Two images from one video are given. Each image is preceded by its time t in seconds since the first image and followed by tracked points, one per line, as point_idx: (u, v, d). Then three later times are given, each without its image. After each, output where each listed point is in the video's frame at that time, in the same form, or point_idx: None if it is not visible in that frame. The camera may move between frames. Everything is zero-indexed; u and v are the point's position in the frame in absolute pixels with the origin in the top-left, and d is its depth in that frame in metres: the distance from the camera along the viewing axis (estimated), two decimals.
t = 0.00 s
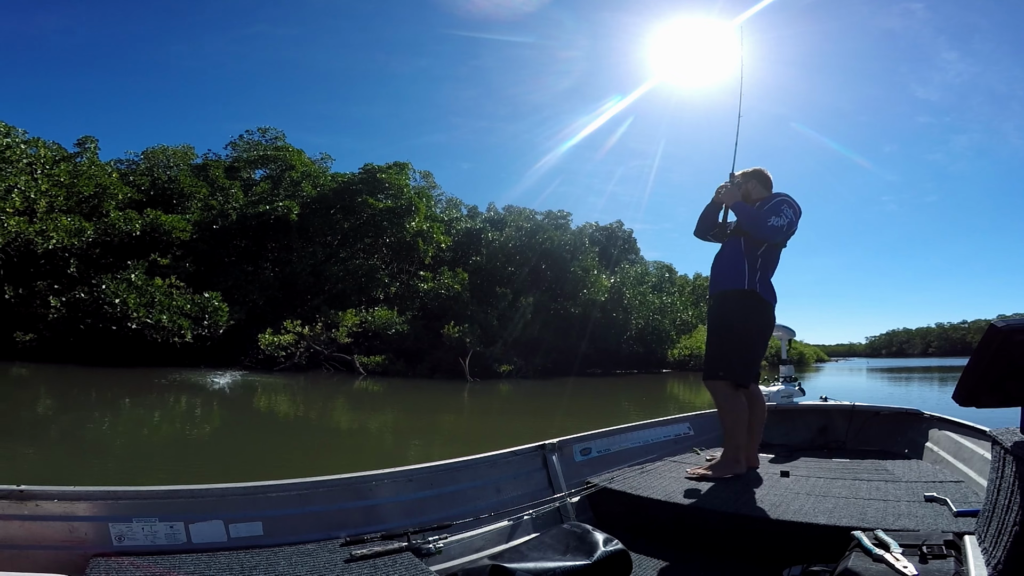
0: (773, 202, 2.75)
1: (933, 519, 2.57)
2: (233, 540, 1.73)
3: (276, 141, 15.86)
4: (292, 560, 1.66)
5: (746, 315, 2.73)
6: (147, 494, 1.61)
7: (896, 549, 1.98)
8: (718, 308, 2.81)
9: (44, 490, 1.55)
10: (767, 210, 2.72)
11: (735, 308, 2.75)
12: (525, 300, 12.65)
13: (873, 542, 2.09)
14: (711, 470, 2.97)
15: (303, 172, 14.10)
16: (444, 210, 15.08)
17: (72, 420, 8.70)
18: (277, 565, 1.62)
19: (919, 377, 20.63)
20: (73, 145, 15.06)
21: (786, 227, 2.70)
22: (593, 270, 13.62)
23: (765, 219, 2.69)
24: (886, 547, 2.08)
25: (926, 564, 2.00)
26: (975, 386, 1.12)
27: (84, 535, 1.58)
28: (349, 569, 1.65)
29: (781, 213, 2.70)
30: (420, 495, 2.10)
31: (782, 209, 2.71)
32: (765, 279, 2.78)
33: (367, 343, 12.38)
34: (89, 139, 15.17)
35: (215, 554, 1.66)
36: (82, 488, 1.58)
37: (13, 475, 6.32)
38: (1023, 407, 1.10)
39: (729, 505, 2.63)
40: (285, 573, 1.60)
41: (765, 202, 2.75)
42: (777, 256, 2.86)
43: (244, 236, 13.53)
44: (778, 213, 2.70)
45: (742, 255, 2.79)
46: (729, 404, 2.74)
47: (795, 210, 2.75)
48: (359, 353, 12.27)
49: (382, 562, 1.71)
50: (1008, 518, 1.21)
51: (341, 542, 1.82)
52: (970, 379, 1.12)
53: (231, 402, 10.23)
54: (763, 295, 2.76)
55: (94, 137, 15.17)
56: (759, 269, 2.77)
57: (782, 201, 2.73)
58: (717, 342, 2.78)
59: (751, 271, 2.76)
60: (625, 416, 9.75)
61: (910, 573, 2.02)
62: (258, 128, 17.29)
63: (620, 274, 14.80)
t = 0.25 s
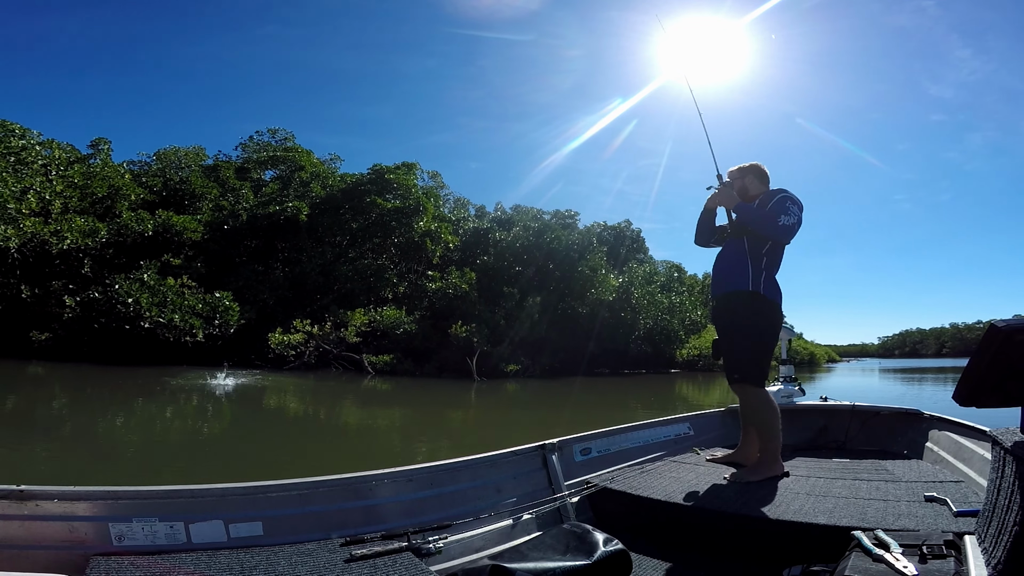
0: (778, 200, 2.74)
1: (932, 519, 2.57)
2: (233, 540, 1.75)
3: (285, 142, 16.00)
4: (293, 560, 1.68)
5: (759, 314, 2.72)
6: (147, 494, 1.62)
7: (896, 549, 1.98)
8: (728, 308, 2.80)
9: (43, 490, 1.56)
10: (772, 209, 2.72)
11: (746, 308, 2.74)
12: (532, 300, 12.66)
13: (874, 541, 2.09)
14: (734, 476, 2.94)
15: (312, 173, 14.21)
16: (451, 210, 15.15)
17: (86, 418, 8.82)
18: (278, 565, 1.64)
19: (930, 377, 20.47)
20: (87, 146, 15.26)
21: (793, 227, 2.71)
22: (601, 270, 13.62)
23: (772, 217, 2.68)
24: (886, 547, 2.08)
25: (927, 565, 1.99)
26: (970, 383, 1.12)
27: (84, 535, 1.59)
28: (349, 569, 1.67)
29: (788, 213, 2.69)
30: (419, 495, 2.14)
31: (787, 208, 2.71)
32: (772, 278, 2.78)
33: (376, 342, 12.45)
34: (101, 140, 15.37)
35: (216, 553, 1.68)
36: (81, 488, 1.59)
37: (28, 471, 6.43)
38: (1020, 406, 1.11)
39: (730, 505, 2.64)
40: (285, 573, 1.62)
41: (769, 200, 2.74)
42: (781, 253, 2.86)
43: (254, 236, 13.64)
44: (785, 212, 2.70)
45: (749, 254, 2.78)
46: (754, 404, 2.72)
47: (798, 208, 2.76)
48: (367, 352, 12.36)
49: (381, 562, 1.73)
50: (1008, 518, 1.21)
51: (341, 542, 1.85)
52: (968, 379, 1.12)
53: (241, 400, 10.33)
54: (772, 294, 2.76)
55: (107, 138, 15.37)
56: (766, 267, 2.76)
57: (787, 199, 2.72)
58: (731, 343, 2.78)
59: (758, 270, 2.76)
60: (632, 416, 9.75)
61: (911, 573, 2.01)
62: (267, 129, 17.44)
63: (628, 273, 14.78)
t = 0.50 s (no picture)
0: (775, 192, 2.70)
1: (933, 519, 2.57)
2: (233, 540, 1.77)
3: (292, 145, 16.13)
4: (293, 560, 1.71)
5: (769, 314, 2.74)
6: (147, 494, 1.65)
7: (896, 549, 1.98)
8: (737, 309, 2.80)
9: (43, 489, 1.58)
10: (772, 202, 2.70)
11: (755, 309, 2.75)
12: (538, 300, 12.62)
13: (874, 542, 2.09)
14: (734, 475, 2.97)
15: (319, 176, 14.31)
16: (458, 212, 15.20)
17: (99, 419, 8.93)
18: (278, 564, 1.66)
19: (942, 377, 20.27)
20: (98, 151, 15.44)
21: (798, 218, 2.69)
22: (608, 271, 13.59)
23: (776, 209, 2.65)
24: (887, 547, 2.08)
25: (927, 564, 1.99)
26: (974, 379, 1.11)
27: (84, 535, 1.61)
28: (349, 569, 1.69)
29: (789, 205, 2.67)
30: (420, 494, 2.17)
31: (788, 199, 2.69)
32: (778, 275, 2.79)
33: (383, 344, 12.50)
34: (112, 144, 15.55)
35: (216, 553, 1.71)
36: (80, 488, 1.61)
37: (41, 471, 6.53)
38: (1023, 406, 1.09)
39: (730, 505, 2.65)
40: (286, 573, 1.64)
41: (768, 192, 2.72)
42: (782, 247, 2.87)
43: (263, 238, 13.75)
44: (787, 204, 2.68)
45: (753, 253, 2.77)
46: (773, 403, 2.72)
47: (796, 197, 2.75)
48: (375, 354, 12.42)
49: (381, 562, 1.76)
50: (1008, 519, 1.21)
51: (341, 542, 1.88)
52: (969, 373, 1.11)
53: (251, 402, 10.40)
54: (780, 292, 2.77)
55: (118, 143, 15.55)
56: (771, 264, 2.77)
57: (785, 191, 2.70)
58: (741, 344, 2.78)
59: (765, 268, 2.76)
60: (639, 417, 9.74)
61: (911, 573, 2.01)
62: (274, 133, 17.58)
63: (634, 274, 14.76)
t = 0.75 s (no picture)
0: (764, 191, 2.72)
1: (933, 519, 2.57)
2: (233, 540, 1.80)
3: (299, 153, 16.27)
4: (293, 561, 1.73)
5: (771, 314, 2.73)
6: (147, 494, 1.68)
7: (896, 549, 1.98)
8: (738, 310, 2.79)
9: (43, 490, 1.61)
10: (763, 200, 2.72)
11: (757, 308, 2.75)
12: (543, 305, 12.64)
13: (874, 542, 2.09)
14: (734, 475, 2.97)
15: (325, 183, 14.43)
16: (463, 217, 15.27)
17: (110, 426, 9.02)
18: (278, 563, 1.69)
19: (954, 380, 20.08)
20: (108, 161, 15.64)
21: (792, 214, 2.70)
22: (614, 275, 13.56)
23: (769, 208, 2.67)
24: (887, 547, 2.08)
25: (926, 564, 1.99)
26: (977, 381, 1.13)
27: (84, 535, 1.63)
28: (349, 569, 1.71)
29: (782, 202, 2.69)
30: (420, 495, 2.20)
31: (780, 198, 2.71)
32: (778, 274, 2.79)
33: (390, 350, 12.55)
34: (121, 154, 15.73)
35: (216, 552, 1.73)
36: (81, 489, 1.64)
37: (53, 477, 6.62)
38: None
39: (730, 505, 2.65)
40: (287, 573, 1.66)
41: (758, 191, 2.74)
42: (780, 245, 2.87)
43: (271, 246, 13.86)
44: (779, 202, 2.69)
45: (750, 252, 2.78)
46: (778, 404, 2.72)
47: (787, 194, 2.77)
48: (382, 359, 12.48)
49: (381, 563, 1.78)
50: (1006, 518, 1.21)
51: (341, 543, 1.90)
52: (972, 375, 1.13)
53: (259, 408, 10.47)
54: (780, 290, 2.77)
55: (127, 152, 15.73)
56: (770, 264, 2.77)
57: (776, 188, 2.72)
58: (744, 344, 2.77)
59: (764, 268, 2.76)
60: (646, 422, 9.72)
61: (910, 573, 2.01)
62: (281, 141, 17.75)
63: (640, 277, 14.73)
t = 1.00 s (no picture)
0: (759, 192, 2.73)
1: (933, 519, 2.57)
2: (233, 539, 1.83)
3: (307, 155, 16.42)
4: (293, 561, 1.75)
5: (773, 314, 2.72)
6: (146, 495, 1.71)
7: (896, 549, 1.98)
8: (741, 311, 2.78)
9: (43, 490, 1.64)
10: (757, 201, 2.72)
11: (759, 310, 2.73)
12: (550, 306, 12.66)
13: (874, 542, 2.10)
14: (735, 475, 2.98)
15: (334, 186, 14.53)
16: (470, 219, 15.34)
17: (122, 426, 9.15)
18: (278, 562, 1.72)
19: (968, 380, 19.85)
20: (120, 164, 15.87)
21: (788, 214, 2.70)
22: (622, 276, 13.53)
23: (763, 212, 2.68)
24: (887, 547, 2.08)
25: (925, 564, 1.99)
26: (975, 382, 1.15)
27: (85, 535, 1.67)
28: (349, 569, 1.73)
29: (776, 203, 2.69)
30: (421, 495, 2.23)
31: (776, 198, 2.71)
32: (780, 275, 2.77)
33: (398, 351, 12.62)
34: (134, 157, 15.96)
35: (216, 552, 1.76)
36: (81, 489, 1.67)
37: (66, 476, 6.73)
38: None
39: (729, 505, 2.66)
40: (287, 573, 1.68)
41: (754, 192, 2.74)
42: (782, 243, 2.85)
43: (281, 248, 13.96)
44: (774, 202, 2.69)
45: (748, 253, 2.78)
46: (782, 406, 2.70)
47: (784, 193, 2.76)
48: (390, 360, 12.55)
49: (381, 563, 1.80)
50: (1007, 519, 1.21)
51: (341, 543, 1.93)
52: (972, 374, 1.14)
53: (269, 409, 10.56)
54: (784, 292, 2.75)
55: (139, 156, 15.95)
56: (771, 265, 2.75)
57: (771, 188, 2.72)
58: (747, 346, 2.76)
59: (763, 269, 2.74)
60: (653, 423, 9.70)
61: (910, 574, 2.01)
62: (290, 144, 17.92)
63: (648, 278, 14.70)
